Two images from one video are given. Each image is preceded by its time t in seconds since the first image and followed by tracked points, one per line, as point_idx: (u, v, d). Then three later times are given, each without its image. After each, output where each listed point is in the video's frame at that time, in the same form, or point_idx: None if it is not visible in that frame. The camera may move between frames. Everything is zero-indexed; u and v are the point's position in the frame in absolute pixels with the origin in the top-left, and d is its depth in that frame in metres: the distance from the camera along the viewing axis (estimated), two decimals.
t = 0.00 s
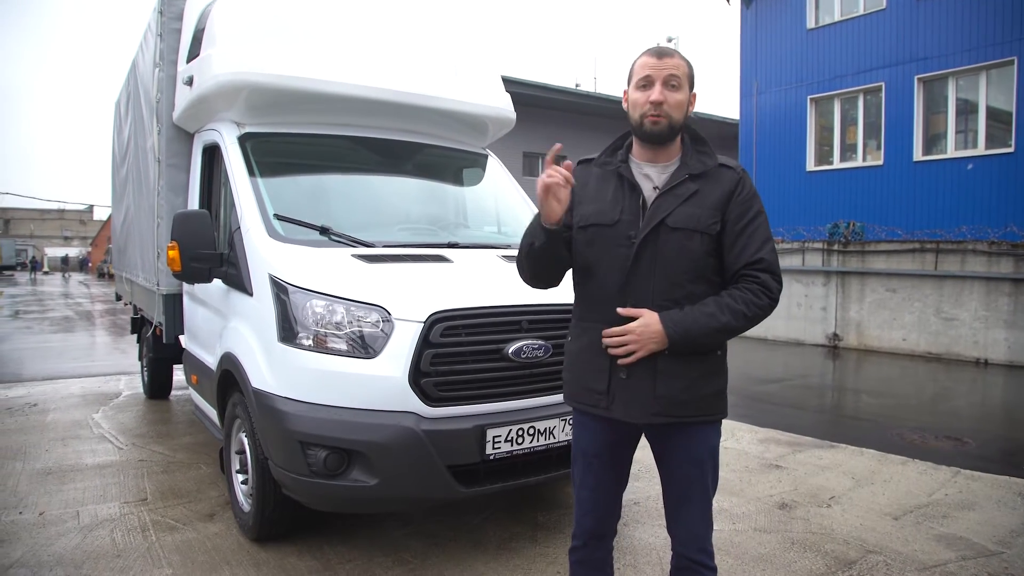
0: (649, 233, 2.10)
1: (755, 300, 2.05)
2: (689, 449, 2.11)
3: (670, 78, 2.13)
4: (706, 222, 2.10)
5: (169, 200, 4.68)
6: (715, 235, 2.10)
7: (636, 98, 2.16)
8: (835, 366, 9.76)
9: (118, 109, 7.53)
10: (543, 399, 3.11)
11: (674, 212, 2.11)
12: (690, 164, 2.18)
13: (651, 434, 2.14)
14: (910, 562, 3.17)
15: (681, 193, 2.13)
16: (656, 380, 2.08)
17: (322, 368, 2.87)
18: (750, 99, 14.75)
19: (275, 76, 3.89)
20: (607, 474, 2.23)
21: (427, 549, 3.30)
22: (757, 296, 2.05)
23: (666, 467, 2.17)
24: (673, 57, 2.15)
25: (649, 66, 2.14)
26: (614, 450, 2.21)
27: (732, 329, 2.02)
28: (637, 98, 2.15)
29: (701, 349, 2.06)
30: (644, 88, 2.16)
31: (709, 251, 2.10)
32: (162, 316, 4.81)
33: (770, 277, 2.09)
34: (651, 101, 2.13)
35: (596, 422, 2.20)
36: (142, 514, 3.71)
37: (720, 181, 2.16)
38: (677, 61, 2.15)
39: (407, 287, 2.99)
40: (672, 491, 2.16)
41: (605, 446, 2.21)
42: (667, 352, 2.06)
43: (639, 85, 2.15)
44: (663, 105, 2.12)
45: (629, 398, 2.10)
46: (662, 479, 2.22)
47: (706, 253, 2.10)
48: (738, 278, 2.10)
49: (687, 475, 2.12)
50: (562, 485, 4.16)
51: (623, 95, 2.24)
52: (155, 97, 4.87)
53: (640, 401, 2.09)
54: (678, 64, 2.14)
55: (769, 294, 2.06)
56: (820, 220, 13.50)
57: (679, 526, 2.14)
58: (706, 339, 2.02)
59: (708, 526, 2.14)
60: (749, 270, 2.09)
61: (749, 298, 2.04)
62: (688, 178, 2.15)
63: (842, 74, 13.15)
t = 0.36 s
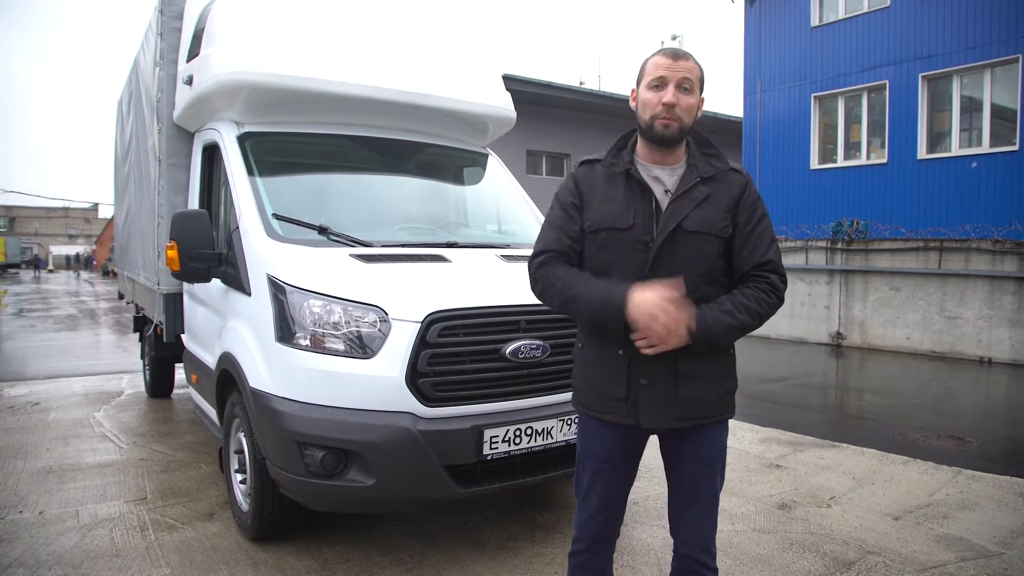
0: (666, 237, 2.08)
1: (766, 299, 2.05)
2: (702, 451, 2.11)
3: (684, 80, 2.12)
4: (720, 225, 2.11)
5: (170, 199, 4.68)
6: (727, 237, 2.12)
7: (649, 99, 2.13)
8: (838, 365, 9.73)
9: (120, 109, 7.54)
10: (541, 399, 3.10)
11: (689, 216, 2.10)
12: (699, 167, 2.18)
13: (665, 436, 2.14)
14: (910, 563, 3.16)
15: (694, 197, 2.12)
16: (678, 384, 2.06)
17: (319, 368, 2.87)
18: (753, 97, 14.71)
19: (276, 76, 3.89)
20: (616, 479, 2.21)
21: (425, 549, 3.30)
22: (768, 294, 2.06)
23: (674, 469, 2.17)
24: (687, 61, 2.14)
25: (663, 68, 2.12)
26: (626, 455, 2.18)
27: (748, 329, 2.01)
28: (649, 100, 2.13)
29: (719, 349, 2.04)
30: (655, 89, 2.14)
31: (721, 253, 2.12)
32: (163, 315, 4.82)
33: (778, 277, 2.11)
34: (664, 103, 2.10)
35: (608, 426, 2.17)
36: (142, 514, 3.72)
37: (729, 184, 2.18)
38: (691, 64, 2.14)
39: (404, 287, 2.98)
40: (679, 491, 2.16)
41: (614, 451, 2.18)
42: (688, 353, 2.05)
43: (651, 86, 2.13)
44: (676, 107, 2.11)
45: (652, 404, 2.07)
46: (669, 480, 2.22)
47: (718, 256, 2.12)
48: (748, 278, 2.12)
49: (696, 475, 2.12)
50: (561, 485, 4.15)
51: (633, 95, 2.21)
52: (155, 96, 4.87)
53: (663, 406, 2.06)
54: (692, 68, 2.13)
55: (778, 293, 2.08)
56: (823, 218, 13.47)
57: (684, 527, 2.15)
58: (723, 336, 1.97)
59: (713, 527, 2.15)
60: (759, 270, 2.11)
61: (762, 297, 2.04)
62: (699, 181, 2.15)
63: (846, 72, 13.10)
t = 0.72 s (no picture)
0: (674, 248, 2.08)
1: (776, 302, 2.07)
2: (709, 456, 2.11)
3: (678, 88, 2.10)
4: (728, 231, 2.10)
5: (167, 199, 4.67)
6: (736, 243, 2.12)
7: (646, 111, 2.14)
8: (837, 365, 9.71)
9: (118, 107, 7.52)
10: (538, 401, 3.10)
11: (698, 224, 2.10)
12: (706, 172, 2.16)
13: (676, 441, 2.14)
14: (907, 566, 3.16)
15: (701, 204, 2.11)
16: (692, 392, 2.06)
17: (316, 371, 2.86)
18: (753, 96, 14.69)
19: (274, 77, 3.88)
20: (623, 483, 2.20)
21: (422, 551, 3.30)
22: (777, 297, 2.08)
23: (680, 470, 2.18)
24: (680, 65, 2.11)
25: (655, 78, 2.11)
26: (633, 460, 2.18)
27: (758, 334, 2.03)
28: (646, 112, 2.13)
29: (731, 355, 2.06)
30: (651, 100, 2.14)
31: (730, 259, 2.12)
32: (160, 316, 4.81)
33: (787, 278, 2.12)
34: (660, 113, 2.10)
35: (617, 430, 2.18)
36: (139, 515, 3.71)
37: (737, 188, 2.16)
38: (685, 68, 2.11)
39: (400, 289, 2.98)
40: (685, 495, 2.16)
41: (623, 456, 2.17)
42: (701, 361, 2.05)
43: (647, 98, 2.13)
44: (673, 118, 2.10)
45: (665, 411, 2.07)
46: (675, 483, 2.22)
47: (728, 261, 2.11)
48: (757, 281, 2.13)
49: (702, 480, 2.13)
50: (559, 486, 4.15)
51: (630, 106, 2.21)
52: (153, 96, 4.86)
53: (676, 413, 2.07)
54: (686, 72, 2.11)
55: (788, 294, 2.10)
56: (824, 218, 13.45)
57: (688, 529, 2.16)
58: (733, 342, 2.00)
59: (717, 529, 2.16)
60: (768, 273, 2.11)
61: (772, 301, 2.06)
62: (706, 187, 2.14)
63: (846, 71, 13.08)
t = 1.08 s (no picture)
0: (675, 248, 2.07)
1: (781, 306, 2.03)
2: (707, 459, 2.10)
3: (679, 84, 2.10)
4: (732, 232, 2.07)
5: (164, 198, 4.64)
6: (741, 244, 2.08)
7: (647, 110, 2.13)
8: (834, 364, 9.73)
9: (115, 105, 7.49)
10: (537, 403, 3.09)
11: (699, 225, 2.08)
12: (711, 172, 2.14)
13: (678, 444, 2.13)
14: (906, 567, 3.16)
15: (704, 205, 2.09)
16: (690, 394, 2.06)
17: (314, 372, 2.85)
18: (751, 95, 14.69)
19: (271, 76, 3.87)
20: (624, 484, 2.21)
21: (421, 552, 3.29)
22: (783, 301, 2.03)
23: (683, 475, 2.17)
24: (678, 63, 2.12)
25: (654, 76, 2.11)
26: (634, 461, 2.18)
27: (760, 337, 2.00)
28: (647, 110, 2.13)
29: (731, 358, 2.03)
30: (653, 99, 2.14)
31: (735, 261, 2.09)
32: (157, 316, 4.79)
33: (795, 283, 2.07)
34: (661, 111, 2.10)
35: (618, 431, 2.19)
36: (135, 516, 3.69)
37: (743, 189, 2.13)
38: (683, 66, 2.11)
39: (399, 290, 2.96)
40: (687, 500, 2.16)
41: (624, 458, 2.18)
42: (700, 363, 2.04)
43: (648, 97, 2.13)
44: (676, 113, 2.09)
45: (662, 413, 2.07)
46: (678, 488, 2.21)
47: (731, 264, 2.08)
48: (763, 284, 2.08)
49: (704, 484, 2.12)
50: (557, 486, 4.14)
51: (634, 107, 2.21)
52: (150, 95, 4.84)
53: (673, 415, 2.07)
54: (685, 70, 2.10)
55: (796, 299, 2.04)
56: (820, 217, 13.46)
57: (690, 534, 2.15)
58: (730, 345, 1.98)
59: (719, 534, 2.15)
60: (774, 276, 2.07)
61: (776, 305, 2.02)
62: (711, 188, 2.12)
63: (844, 71, 13.09)
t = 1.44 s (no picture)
0: (670, 242, 2.07)
1: (781, 303, 1.96)
2: (708, 465, 2.09)
3: (676, 84, 2.11)
4: (729, 227, 2.04)
5: (154, 198, 4.60)
6: (740, 240, 2.04)
7: (648, 110, 2.17)
8: (823, 364, 9.78)
9: (103, 103, 7.42)
10: (532, 404, 3.08)
11: (696, 219, 2.07)
12: (712, 171, 2.13)
13: (678, 447, 2.12)
14: (899, 567, 3.17)
15: (702, 200, 2.08)
16: (682, 392, 2.04)
17: (308, 375, 2.82)
18: (741, 95, 14.74)
19: (262, 73, 3.83)
20: (624, 488, 2.21)
21: (416, 555, 3.27)
22: (784, 298, 1.96)
23: (685, 481, 2.16)
24: (679, 65, 2.13)
25: (655, 78, 2.15)
26: (632, 463, 2.18)
27: (754, 332, 1.94)
28: (648, 110, 2.17)
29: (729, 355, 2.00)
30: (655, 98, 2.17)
31: (735, 257, 2.05)
32: (147, 317, 4.74)
33: (799, 280, 1.99)
34: (658, 109, 2.12)
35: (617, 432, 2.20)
36: (126, 519, 3.65)
37: (744, 185, 2.09)
38: (684, 67, 2.12)
39: (393, 292, 2.94)
40: (688, 504, 2.15)
41: (622, 460, 2.19)
42: (694, 359, 2.02)
43: (649, 97, 2.17)
44: (670, 111, 2.11)
45: (655, 412, 2.07)
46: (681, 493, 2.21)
47: (731, 260, 2.05)
48: (766, 282, 2.02)
49: (706, 490, 2.11)
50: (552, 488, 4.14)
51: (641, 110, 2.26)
52: (139, 93, 4.79)
53: (665, 414, 2.06)
54: (684, 71, 2.11)
55: (797, 297, 1.97)
56: (810, 218, 13.51)
57: (691, 539, 2.14)
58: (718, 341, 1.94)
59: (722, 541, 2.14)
60: (776, 274, 2.01)
61: (775, 300, 1.96)
62: (710, 184, 2.11)
63: (833, 71, 13.15)
